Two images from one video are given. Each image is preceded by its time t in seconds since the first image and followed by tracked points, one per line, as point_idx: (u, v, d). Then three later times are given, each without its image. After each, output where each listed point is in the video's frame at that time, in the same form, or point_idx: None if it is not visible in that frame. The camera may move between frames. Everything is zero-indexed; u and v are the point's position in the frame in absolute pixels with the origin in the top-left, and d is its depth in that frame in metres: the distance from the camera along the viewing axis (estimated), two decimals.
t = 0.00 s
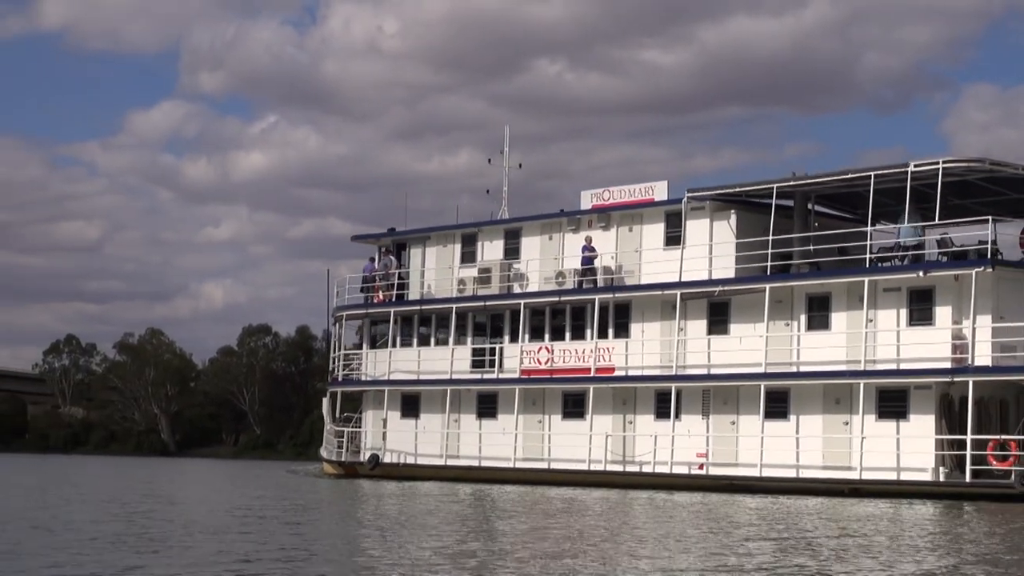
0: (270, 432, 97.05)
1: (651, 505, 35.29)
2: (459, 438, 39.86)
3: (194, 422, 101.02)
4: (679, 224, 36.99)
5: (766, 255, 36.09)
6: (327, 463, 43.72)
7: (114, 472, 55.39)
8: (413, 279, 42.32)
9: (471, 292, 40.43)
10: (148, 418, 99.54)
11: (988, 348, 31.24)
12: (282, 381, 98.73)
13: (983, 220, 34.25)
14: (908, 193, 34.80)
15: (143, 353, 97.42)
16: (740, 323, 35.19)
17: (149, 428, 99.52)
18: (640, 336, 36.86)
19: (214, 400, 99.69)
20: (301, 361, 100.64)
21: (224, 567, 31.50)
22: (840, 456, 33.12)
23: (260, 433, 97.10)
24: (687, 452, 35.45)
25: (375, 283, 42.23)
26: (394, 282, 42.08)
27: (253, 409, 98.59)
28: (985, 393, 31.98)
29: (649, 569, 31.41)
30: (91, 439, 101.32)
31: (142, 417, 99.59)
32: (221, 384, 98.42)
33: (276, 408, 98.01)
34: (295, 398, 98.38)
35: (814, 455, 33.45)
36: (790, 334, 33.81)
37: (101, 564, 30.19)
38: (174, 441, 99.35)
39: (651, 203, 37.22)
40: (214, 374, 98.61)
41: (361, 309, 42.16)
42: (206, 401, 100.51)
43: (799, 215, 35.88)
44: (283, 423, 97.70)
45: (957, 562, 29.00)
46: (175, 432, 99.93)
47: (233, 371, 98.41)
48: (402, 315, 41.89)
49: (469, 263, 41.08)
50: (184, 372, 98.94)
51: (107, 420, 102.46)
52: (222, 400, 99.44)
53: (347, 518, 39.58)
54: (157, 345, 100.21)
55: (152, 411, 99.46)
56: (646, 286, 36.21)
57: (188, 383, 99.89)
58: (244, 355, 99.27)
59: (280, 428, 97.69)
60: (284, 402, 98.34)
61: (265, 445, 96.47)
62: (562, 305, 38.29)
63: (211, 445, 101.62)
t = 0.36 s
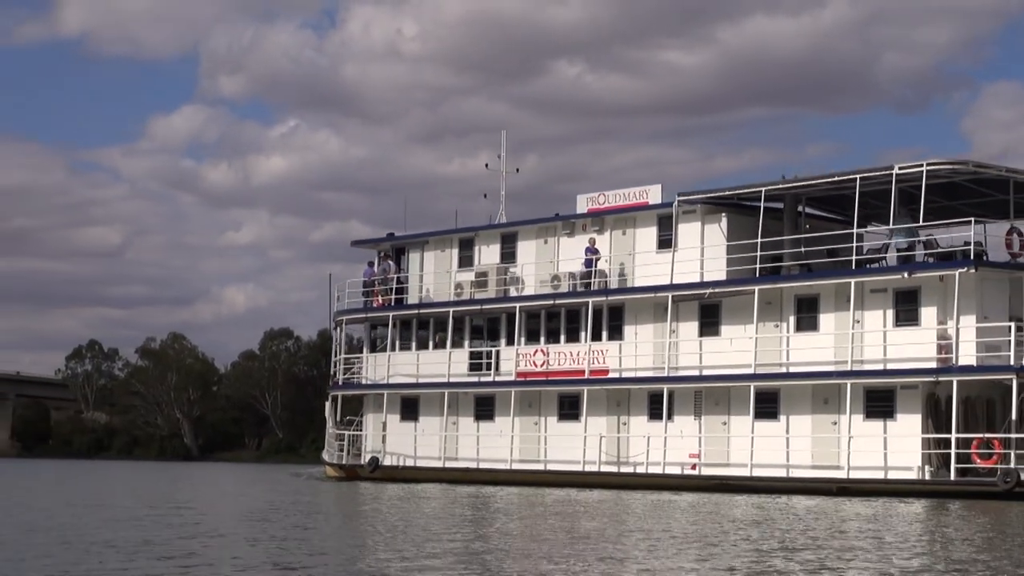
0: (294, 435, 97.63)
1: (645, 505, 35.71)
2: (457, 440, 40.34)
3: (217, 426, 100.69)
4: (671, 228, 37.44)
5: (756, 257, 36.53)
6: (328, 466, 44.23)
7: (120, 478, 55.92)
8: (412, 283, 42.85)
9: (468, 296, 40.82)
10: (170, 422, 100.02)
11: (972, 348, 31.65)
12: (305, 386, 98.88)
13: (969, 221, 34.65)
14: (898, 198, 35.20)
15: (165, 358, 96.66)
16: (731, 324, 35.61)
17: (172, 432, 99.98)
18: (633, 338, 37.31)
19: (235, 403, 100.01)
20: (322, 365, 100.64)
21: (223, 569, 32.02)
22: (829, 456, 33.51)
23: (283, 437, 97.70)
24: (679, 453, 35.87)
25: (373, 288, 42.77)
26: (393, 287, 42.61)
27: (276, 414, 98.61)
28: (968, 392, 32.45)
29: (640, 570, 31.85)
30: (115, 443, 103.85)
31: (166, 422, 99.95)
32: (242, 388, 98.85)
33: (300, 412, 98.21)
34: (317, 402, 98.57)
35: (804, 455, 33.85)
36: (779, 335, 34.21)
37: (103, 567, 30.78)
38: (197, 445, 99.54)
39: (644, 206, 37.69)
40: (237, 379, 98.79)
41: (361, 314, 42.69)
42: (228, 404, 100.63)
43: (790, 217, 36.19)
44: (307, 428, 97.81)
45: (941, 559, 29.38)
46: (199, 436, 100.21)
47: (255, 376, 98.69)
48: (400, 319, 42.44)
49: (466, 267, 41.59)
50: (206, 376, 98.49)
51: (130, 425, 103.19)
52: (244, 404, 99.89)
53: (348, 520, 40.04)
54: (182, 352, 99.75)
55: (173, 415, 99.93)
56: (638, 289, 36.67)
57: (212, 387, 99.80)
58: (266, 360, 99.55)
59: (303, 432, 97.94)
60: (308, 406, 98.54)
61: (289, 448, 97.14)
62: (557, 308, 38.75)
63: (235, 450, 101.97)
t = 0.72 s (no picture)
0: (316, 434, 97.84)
1: (639, 502, 36.16)
2: (456, 438, 40.84)
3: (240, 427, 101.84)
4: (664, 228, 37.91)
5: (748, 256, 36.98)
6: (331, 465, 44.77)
7: (129, 479, 56.48)
8: (411, 284, 43.39)
9: (466, 296, 41.42)
10: (194, 423, 100.77)
11: (957, 344, 32.09)
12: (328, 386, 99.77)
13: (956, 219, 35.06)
14: (886, 196, 35.68)
15: (188, 359, 97.09)
16: (722, 323, 36.05)
17: (196, 432, 100.68)
18: (627, 337, 37.77)
19: (259, 403, 101.30)
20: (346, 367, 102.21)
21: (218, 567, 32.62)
22: (818, 452, 33.93)
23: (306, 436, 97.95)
24: (673, 450, 36.33)
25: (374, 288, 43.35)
26: (393, 288, 43.19)
27: (298, 413, 98.92)
28: (954, 388, 33.01)
29: (629, 566, 32.37)
30: (138, 444, 104.36)
31: (188, 421, 100.67)
32: (265, 389, 99.58)
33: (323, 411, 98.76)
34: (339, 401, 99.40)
35: (794, 451, 34.26)
36: (769, 334, 34.66)
37: (98, 566, 31.38)
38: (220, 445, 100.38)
39: (637, 207, 38.17)
40: (259, 378, 99.60)
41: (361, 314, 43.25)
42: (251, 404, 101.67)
43: (781, 216, 36.66)
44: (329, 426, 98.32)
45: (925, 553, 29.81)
46: (222, 435, 100.75)
47: (278, 376, 99.45)
48: (401, 320, 42.95)
49: (464, 267, 42.10)
50: (230, 376, 98.54)
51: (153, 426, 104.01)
52: (267, 404, 101.06)
53: (349, 517, 40.54)
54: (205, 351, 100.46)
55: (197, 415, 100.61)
56: (631, 288, 37.14)
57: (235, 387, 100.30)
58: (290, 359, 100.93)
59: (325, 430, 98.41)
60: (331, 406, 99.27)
61: (311, 448, 97.35)
62: (553, 308, 39.24)
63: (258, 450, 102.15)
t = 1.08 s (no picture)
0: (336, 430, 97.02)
1: (634, 498, 36.61)
2: (457, 435, 41.32)
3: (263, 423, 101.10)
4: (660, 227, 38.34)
5: (742, 255, 37.40)
6: (335, 461, 45.29)
7: (143, 474, 57.09)
8: (414, 282, 43.92)
9: (467, 294, 41.89)
10: (217, 418, 101.15)
11: (946, 343, 32.46)
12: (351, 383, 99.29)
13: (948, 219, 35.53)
14: (880, 196, 36.15)
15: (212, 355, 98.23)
16: (717, 321, 36.47)
17: (219, 428, 101.36)
18: (623, 335, 38.22)
19: (282, 400, 100.27)
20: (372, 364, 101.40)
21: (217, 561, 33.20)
22: (810, 449, 34.32)
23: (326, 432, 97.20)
24: (669, 447, 36.76)
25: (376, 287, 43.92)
26: (396, 286, 43.76)
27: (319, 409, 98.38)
28: (942, 387, 33.32)
29: (621, 561, 32.82)
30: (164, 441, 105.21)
31: (213, 418, 101.25)
32: (288, 384, 99.07)
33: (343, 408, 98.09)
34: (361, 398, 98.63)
35: (787, 448, 34.65)
36: (763, 332, 35.07)
37: (99, 560, 31.98)
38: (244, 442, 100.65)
39: (634, 207, 38.61)
40: (283, 374, 99.24)
41: (365, 312, 43.79)
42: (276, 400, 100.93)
43: (776, 216, 37.08)
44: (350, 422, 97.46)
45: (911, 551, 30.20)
46: (245, 432, 100.99)
47: (301, 372, 99.06)
48: (403, 318, 43.45)
49: (466, 266, 42.60)
50: (253, 373, 99.28)
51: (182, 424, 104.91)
52: (291, 401, 100.31)
53: (350, 512, 41.05)
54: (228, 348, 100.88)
55: (221, 412, 101.05)
56: (627, 287, 37.58)
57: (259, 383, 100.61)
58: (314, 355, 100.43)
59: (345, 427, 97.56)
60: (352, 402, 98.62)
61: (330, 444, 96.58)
62: (552, 306, 39.71)
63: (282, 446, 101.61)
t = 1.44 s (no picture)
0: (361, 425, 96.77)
1: (628, 494, 37.10)
2: (457, 431, 41.86)
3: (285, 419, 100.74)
4: (657, 227, 38.85)
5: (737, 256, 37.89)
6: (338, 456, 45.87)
7: (157, 467, 57.79)
8: (416, 280, 44.52)
9: (468, 293, 42.63)
10: (239, 413, 100.90)
11: (932, 344, 32.91)
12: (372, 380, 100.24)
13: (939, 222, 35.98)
14: (873, 198, 36.61)
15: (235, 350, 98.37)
16: (710, 321, 36.97)
17: (242, 424, 101.03)
18: (619, 333, 38.73)
19: (306, 395, 100.03)
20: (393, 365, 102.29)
21: (210, 551, 33.88)
22: (800, 448, 34.79)
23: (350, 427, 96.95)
24: (663, 444, 37.25)
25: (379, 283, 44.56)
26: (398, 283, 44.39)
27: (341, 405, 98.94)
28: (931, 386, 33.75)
29: (612, 555, 33.35)
30: (186, 434, 105.99)
31: (235, 413, 101.01)
32: (311, 380, 99.84)
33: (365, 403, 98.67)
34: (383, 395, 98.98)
35: (777, 447, 35.11)
36: (755, 332, 35.56)
37: (98, 549, 32.66)
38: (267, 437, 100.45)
39: (632, 207, 39.12)
40: (306, 370, 99.95)
41: (367, 309, 44.42)
42: (299, 396, 100.58)
43: (770, 217, 37.50)
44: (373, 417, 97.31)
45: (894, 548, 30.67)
46: (267, 427, 100.65)
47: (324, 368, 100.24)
48: (405, 315, 44.06)
49: (467, 264, 43.18)
50: (276, 367, 99.02)
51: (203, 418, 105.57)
52: (315, 396, 99.96)
53: (351, 505, 41.62)
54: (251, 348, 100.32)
55: (243, 406, 100.85)
56: (623, 286, 38.09)
57: (281, 378, 100.15)
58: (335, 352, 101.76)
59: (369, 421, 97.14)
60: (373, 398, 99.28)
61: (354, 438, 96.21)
62: (550, 304, 40.25)
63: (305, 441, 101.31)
